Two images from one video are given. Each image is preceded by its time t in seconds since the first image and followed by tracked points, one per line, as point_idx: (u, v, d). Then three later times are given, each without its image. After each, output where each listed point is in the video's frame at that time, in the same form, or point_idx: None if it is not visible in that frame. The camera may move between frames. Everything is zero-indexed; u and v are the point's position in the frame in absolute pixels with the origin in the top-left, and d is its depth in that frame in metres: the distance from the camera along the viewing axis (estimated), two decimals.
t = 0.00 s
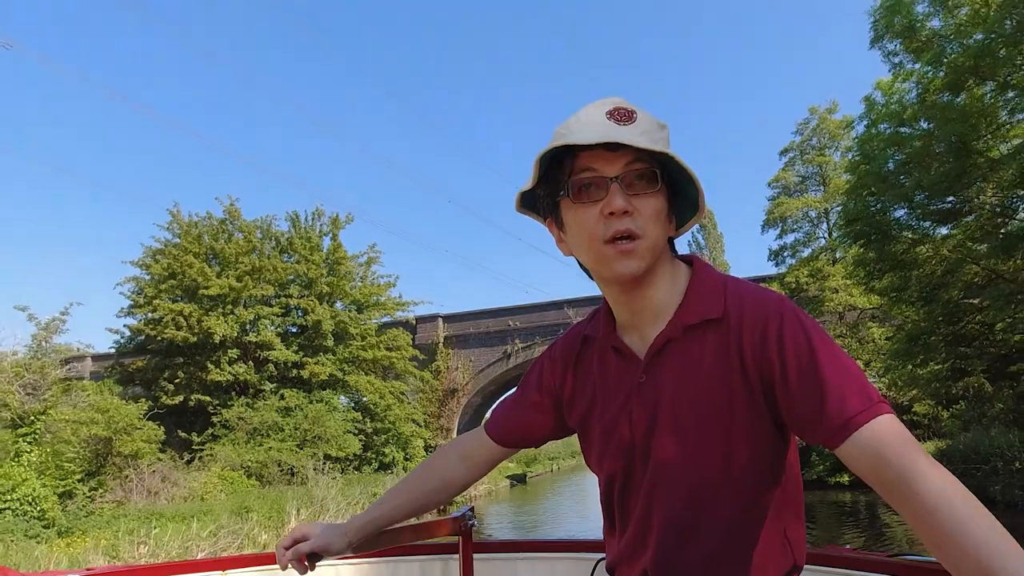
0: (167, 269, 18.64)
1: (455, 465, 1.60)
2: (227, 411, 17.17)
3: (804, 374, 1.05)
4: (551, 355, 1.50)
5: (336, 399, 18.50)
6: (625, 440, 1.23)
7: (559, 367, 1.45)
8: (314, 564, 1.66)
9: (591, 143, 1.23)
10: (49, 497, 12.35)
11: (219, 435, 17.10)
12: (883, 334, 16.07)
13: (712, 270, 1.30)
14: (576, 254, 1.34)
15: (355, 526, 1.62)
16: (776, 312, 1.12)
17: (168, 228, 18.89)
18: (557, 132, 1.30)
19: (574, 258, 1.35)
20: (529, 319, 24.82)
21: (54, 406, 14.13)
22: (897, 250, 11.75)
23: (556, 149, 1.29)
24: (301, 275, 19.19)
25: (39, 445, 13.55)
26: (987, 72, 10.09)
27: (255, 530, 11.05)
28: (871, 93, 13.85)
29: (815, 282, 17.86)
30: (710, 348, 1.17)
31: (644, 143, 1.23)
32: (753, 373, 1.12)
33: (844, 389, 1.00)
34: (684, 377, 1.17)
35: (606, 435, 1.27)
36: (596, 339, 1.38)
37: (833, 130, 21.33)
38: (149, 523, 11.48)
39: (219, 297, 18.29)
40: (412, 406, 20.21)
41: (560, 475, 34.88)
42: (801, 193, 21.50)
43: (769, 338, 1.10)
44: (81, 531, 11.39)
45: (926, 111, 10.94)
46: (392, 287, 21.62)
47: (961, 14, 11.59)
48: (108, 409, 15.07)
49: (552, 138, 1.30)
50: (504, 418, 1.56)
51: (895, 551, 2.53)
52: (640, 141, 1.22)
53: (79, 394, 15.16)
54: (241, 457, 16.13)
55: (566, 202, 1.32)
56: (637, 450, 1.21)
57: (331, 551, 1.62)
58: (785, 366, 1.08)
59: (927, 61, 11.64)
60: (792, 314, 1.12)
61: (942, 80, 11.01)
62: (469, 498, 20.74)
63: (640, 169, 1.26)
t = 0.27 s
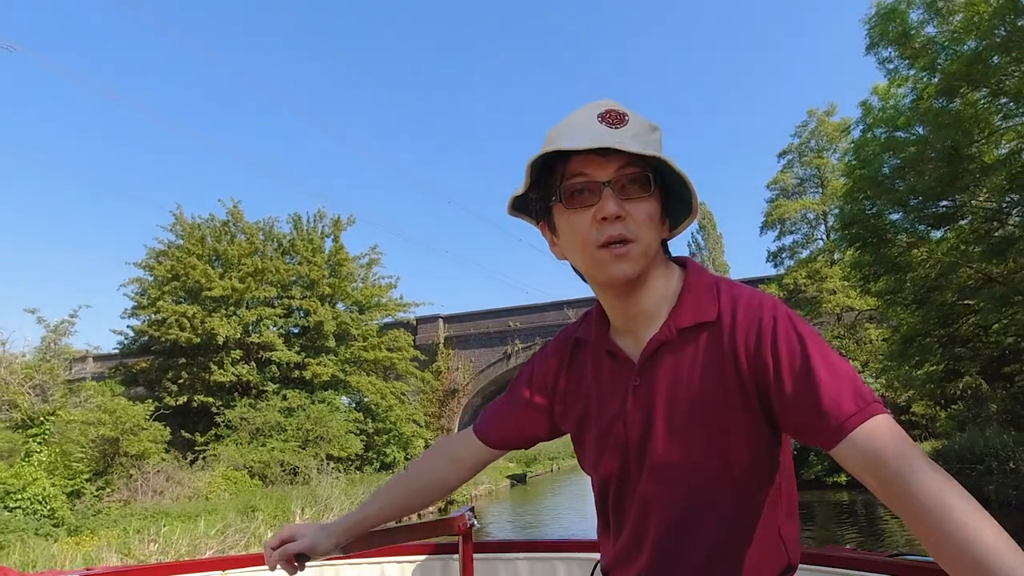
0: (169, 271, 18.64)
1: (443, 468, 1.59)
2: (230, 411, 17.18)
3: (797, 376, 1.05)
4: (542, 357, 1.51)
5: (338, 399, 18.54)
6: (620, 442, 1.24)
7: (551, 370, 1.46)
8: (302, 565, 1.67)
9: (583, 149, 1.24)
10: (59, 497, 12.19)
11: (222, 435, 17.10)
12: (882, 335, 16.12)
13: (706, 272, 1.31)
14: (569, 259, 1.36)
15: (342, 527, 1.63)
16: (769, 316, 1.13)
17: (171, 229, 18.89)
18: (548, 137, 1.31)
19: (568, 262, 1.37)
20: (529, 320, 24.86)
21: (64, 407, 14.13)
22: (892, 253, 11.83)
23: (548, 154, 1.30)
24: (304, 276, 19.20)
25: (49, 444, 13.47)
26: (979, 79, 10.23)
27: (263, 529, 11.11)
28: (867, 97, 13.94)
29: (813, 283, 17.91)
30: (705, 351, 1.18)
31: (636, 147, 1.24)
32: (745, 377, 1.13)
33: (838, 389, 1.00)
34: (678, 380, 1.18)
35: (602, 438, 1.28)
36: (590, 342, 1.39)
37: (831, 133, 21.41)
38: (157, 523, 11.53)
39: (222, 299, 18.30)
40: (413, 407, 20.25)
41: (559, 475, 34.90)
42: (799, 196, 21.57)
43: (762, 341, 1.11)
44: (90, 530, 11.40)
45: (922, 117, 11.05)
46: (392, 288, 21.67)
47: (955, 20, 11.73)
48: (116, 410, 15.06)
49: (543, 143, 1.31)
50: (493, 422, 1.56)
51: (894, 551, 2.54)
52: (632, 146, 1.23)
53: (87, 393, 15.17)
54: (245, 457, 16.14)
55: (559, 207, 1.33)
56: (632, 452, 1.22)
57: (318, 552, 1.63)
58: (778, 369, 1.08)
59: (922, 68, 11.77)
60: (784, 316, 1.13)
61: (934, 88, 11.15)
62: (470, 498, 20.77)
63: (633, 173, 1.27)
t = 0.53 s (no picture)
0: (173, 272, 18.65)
1: (434, 469, 1.59)
2: (232, 411, 17.19)
3: (792, 379, 1.06)
4: (533, 357, 1.52)
5: (340, 399, 18.57)
6: (614, 444, 1.25)
7: (544, 371, 1.47)
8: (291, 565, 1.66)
9: (581, 149, 1.25)
10: (68, 496, 12.23)
11: (225, 435, 17.09)
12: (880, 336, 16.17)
13: (700, 275, 1.32)
14: (565, 259, 1.37)
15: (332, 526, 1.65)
16: (763, 319, 1.15)
17: (174, 230, 18.89)
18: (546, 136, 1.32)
19: (563, 262, 1.38)
20: (529, 320, 24.90)
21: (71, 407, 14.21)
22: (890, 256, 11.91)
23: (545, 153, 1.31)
24: (305, 277, 19.23)
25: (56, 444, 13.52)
26: (972, 85, 10.36)
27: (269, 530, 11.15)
28: (864, 102, 14.02)
29: (810, 284, 17.94)
30: (700, 353, 1.20)
31: (634, 148, 1.25)
32: (740, 379, 1.14)
33: (832, 392, 1.01)
34: (674, 382, 1.20)
35: (595, 439, 1.30)
36: (583, 342, 1.40)
37: (829, 135, 21.46)
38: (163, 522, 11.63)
39: (225, 300, 18.34)
40: (414, 407, 20.31)
41: (559, 476, 34.92)
42: (797, 198, 21.63)
43: (757, 344, 1.13)
44: (98, 529, 11.48)
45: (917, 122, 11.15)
46: (394, 289, 21.69)
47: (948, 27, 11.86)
48: (123, 410, 15.10)
49: (542, 141, 1.32)
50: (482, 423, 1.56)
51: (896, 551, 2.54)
52: (630, 146, 1.24)
53: (93, 394, 15.26)
54: (248, 456, 16.17)
55: (555, 206, 1.34)
56: (626, 453, 1.23)
57: (310, 552, 1.63)
58: (772, 373, 1.09)
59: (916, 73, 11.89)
60: (779, 320, 1.14)
61: (926, 95, 11.29)
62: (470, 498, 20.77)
63: (630, 173, 1.28)
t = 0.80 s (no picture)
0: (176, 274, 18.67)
1: (444, 462, 1.61)
2: (235, 412, 17.21)
3: (795, 372, 1.07)
4: (540, 353, 1.53)
5: (342, 399, 18.59)
6: (616, 437, 1.26)
7: (549, 365, 1.48)
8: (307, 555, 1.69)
9: (587, 142, 1.26)
10: (77, 495, 12.32)
11: (228, 436, 17.09)
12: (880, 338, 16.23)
13: (704, 269, 1.33)
14: (570, 253, 1.37)
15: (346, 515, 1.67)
16: (766, 313, 1.16)
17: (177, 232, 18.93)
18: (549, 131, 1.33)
19: (568, 256, 1.38)
20: (529, 321, 24.95)
21: (79, 408, 14.28)
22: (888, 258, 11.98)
23: (549, 148, 1.32)
24: (308, 279, 19.29)
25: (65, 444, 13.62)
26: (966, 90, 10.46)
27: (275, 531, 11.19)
28: (861, 106, 14.11)
29: (809, 286, 18.00)
30: (702, 348, 1.21)
31: (638, 142, 1.26)
32: (741, 373, 1.15)
33: (837, 385, 1.02)
34: (676, 375, 1.21)
35: (597, 433, 1.31)
36: (589, 338, 1.41)
37: (828, 137, 21.56)
38: (171, 521, 11.74)
39: (228, 301, 18.37)
40: (416, 408, 20.35)
41: (558, 476, 34.96)
42: (796, 200, 21.71)
43: (760, 338, 1.14)
44: (107, 528, 11.54)
45: (912, 126, 11.22)
46: (395, 291, 21.74)
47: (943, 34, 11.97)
48: (130, 410, 15.11)
49: (546, 136, 1.33)
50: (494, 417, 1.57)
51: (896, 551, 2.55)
52: (634, 139, 1.25)
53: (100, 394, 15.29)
54: (251, 456, 16.21)
55: (560, 201, 1.35)
56: (627, 446, 1.24)
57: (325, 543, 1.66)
58: (775, 367, 1.10)
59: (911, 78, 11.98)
60: (782, 313, 1.15)
61: (920, 100, 11.41)
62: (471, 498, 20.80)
63: (633, 169, 1.29)
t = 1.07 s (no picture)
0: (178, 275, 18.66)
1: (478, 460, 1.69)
2: (238, 412, 17.22)
3: (813, 365, 0.99)
4: (556, 348, 1.50)
5: (344, 399, 18.63)
6: (618, 431, 1.19)
7: (562, 359, 1.45)
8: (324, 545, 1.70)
9: (594, 132, 1.20)
10: (86, 495, 12.47)
11: (231, 436, 17.12)
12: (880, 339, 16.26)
13: (715, 261, 1.26)
14: (577, 245, 1.32)
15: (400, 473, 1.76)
16: (780, 305, 1.08)
17: (180, 234, 18.92)
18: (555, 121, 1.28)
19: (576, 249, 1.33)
20: (530, 322, 24.98)
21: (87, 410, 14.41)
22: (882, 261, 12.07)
23: (555, 139, 1.28)
24: (310, 280, 19.32)
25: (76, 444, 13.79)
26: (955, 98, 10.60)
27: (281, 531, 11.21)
28: (859, 111, 14.18)
29: (808, 287, 18.04)
30: (711, 339, 1.13)
31: (645, 131, 1.20)
32: (752, 366, 1.07)
33: (858, 379, 0.94)
34: (681, 367, 1.13)
35: (599, 427, 1.24)
36: (599, 331, 1.36)
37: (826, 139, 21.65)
38: (177, 521, 11.84)
39: (231, 303, 18.36)
40: (417, 409, 20.40)
41: (558, 476, 34.99)
42: (794, 202, 21.78)
43: (774, 328, 1.06)
44: (114, 528, 11.57)
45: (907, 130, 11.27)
46: (396, 292, 21.78)
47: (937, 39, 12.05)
48: (137, 411, 15.09)
49: (552, 127, 1.28)
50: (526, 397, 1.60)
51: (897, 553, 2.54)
52: (642, 129, 1.20)
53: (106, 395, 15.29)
54: (254, 456, 16.25)
55: (567, 192, 1.30)
56: (629, 441, 1.16)
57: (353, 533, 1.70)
58: (790, 360, 1.02)
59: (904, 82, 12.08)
60: (798, 305, 1.07)
61: (914, 105, 11.50)
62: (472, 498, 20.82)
63: (641, 159, 1.24)
